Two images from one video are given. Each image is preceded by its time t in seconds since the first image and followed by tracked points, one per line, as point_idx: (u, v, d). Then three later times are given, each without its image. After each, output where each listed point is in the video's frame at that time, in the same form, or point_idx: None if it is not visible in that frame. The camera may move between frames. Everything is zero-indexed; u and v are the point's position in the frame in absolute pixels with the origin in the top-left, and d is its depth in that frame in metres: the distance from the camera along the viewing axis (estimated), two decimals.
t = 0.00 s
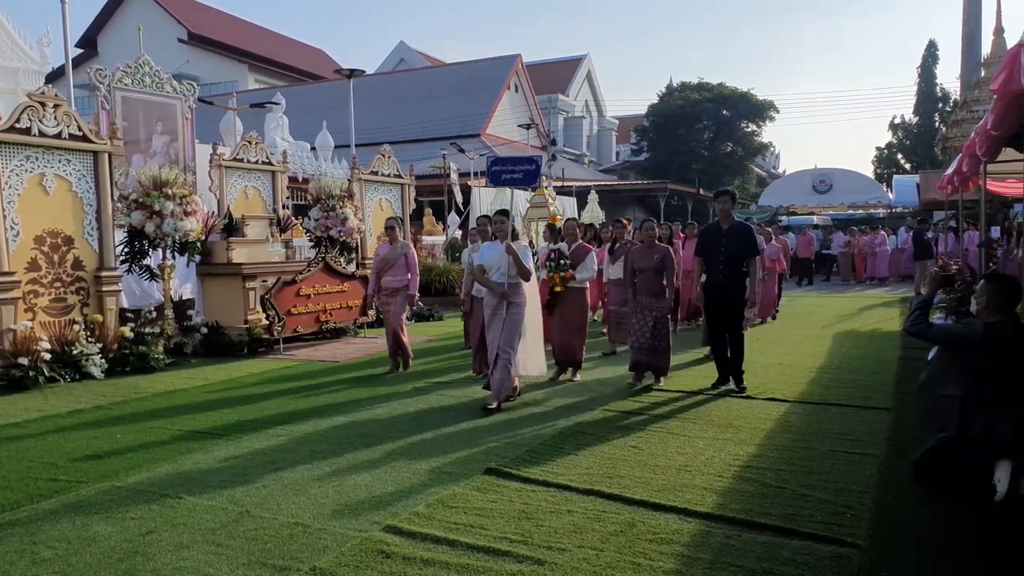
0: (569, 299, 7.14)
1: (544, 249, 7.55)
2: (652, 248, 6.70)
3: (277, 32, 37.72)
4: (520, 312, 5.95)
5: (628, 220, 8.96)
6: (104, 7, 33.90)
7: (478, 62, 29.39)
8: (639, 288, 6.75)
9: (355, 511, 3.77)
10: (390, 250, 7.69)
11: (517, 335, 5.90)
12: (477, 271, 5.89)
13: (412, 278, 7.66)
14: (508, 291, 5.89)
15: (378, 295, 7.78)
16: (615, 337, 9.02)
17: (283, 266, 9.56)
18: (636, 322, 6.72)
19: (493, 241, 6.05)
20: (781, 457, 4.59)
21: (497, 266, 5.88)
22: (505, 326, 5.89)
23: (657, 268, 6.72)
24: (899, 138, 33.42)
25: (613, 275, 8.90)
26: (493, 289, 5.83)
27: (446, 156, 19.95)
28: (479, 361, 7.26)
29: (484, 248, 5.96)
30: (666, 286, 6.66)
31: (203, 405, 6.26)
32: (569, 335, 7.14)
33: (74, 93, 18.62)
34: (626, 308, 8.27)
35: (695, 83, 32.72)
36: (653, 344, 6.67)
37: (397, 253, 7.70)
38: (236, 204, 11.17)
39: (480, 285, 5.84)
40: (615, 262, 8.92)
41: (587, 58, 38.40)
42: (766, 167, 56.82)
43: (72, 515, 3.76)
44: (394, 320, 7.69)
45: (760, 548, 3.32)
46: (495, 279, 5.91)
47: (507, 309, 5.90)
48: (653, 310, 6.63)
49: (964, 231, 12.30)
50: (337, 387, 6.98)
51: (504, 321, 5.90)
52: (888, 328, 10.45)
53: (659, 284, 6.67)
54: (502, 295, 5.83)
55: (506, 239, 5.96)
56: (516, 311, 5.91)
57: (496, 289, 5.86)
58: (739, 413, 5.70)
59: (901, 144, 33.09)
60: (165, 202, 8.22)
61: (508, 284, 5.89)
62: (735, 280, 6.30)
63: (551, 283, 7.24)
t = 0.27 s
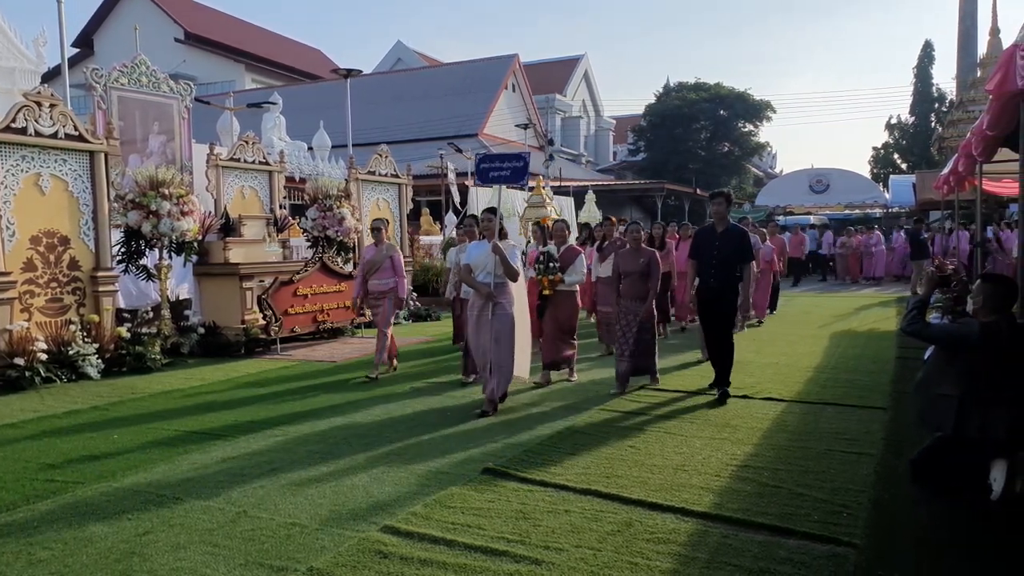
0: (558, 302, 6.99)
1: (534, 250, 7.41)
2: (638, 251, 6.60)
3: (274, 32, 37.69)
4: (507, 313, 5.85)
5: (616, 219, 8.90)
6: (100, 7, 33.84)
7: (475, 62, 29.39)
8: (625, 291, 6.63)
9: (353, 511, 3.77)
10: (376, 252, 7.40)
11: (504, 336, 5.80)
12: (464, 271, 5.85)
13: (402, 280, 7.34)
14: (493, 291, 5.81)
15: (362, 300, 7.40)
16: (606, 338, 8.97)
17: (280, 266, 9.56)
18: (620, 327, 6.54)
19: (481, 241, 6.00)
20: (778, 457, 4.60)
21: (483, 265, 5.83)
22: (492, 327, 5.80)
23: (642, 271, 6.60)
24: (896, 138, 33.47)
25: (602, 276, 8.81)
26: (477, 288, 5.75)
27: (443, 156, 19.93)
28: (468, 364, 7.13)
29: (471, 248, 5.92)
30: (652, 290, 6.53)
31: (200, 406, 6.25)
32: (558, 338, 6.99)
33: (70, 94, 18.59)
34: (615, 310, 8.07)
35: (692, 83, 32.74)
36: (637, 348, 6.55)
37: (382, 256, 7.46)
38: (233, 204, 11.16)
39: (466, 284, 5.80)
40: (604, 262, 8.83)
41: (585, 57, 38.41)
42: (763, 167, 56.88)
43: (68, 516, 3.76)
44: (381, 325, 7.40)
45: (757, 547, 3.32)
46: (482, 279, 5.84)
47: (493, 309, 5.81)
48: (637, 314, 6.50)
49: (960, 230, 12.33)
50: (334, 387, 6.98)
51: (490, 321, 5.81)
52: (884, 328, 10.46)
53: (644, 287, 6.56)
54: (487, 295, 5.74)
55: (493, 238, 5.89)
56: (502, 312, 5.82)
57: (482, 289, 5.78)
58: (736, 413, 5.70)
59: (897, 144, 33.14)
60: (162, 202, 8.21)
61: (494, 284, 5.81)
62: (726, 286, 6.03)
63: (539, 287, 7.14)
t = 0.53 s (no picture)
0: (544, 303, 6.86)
1: (516, 250, 7.27)
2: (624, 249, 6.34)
3: (270, 32, 37.64)
4: (494, 315, 5.68)
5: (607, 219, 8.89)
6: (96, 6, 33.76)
7: (471, 62, 29.38)
8: (608, 291, 6.34)
9: (350, 511, 3.77)
10: (362, 251, 7.23)
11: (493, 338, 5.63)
12: (451, 272, 5.66)
13: (386, 281, 7.22)
14: (482, 292, 5.62)
15: (349, 298, 7.31)
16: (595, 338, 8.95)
17: (276, 266, 9.55)
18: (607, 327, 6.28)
19: (467, 241, 5.83)
20: (774, 456, 4.60)
21: (471, 265, 5.66)
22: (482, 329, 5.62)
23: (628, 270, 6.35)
24: (891, 138, 33.54)
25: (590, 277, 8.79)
26: (466, 288, 5.55)
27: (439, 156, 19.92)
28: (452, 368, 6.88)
29: (457, 248, 5.73)
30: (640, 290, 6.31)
31: (196, 406, 6.24)
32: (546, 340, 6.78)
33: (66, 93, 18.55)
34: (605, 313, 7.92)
35: (688, 83, 32.78)
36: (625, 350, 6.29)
37: (368, 255, 7.25)
38: (229, 204, 11.14)
39: (453, 285, 5.61)
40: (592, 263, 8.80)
41: (581, 57, 38.43)
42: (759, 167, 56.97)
43: (65, 517, 3.75)
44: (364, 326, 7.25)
45: (754, 546, 3.33)
46: (469, 279, 5.66)
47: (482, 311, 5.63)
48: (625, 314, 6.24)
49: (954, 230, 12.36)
50: (331, 387, 6.97)
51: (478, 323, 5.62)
52: (880, 327, 10.48)
53: (631, 287, 6.30)
54: (477, 295, 5.55)
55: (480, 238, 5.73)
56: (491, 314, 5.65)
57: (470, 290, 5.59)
58: (732, 412, 5.71)
59: (892, 144, 33.22)
60: (158, 202, 8.19)
61: (482, 285, 5.64)
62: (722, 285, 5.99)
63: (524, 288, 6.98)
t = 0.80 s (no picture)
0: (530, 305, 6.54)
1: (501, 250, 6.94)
2: (613, 252, 6.02)
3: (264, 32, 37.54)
4: (476, 321, 5.49)
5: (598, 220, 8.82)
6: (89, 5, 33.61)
7: (466, 62, 29.36)
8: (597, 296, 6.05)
9: (344, 513, 3.74)
10: (346, 251, 6.99)
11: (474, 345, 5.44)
12: (432, 277, 5.46)
13: (369, 284, 7.03)
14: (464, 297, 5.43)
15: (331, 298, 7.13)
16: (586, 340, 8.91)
17: (271, 266, 9.52)
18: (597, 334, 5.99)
19: (448, 245, 5.64)
20: (769, 456, 4.59)
21: (454, 269, 5.46)
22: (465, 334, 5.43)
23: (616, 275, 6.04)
24: (885, 138, 33.63)
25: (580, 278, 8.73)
26: (448, 293, 5.36)
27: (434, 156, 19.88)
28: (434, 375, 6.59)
29: (439, 252, 5.54)
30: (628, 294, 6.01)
31: (190, 407, 6.20)
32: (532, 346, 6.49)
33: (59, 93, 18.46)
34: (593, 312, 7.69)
35: (683, 83, 32.81)
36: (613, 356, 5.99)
37: (352, 255, 7.01)
38: (223, 204, 11.09)
39: (435, 290, 5.41)
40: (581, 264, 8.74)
41: (575, 58, 38.43)
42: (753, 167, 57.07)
43: (57, 519, 3.72)
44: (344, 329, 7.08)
45: (749, 546, 3.31)
46: (450, 284, 5.47)
47: (466, 316, 5.44)
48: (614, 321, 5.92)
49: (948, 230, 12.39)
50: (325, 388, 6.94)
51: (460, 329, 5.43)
52: (874, 327, 10.49)
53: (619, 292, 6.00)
54: (460, 300, 5.36)
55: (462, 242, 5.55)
56: (473, 320, 5.45)
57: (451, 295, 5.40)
58: (727, 412, 5.70)
59: (886, 144, 33.31)
60: (151, 202, 8.14)
61: (464, 290, 5.45)
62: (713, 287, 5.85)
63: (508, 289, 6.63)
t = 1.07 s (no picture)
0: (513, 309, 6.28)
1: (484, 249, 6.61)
2: (600, 252, 5.89)
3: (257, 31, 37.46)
4: (457, 321, 5.32)
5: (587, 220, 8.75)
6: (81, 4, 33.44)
7: (460, 62, 29.35)
8: (585, 297, 5.91)
9: (339, 514, 3.74)
10: (327, 254, 6.85)
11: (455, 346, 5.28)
12: (410, 276, 5.31)
13: (351, 286, 6.93)
14: (444, 297, 5.28)
15: (309, 302, 6.95)
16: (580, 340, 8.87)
17: (264, 267, 9.51)
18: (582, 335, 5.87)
19: (426, 242, 5.48)
20: (762, 456, 4.61)
21: (432, 267, 5.30)
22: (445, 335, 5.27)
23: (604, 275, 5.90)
24: (877, 138, 33.77)
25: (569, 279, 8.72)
26: (428, 292, 5.20)
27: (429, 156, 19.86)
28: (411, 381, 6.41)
29: (417, 250, 5.37)
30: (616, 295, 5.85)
31: (183, 408, 6.20)
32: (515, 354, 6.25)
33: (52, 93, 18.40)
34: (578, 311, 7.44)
35: (677, 83, 32.88)
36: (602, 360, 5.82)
37: (332, 257, 6.89)
38: (216, 204, 11.07)
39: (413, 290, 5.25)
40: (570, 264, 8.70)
41: (570, 58, 38.46)
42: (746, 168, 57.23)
43: (48, 521, 3.71)
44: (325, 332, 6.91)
45: (743, 547, 3.32)
46: (430, 283, 5.31)
47: (445, 317, 5.28)
48: (603, 322, 5.80)
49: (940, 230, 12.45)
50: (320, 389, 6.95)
51: (441, 330, 5.25)
52: (867, 327, 10.54)
53: (608, 293, 5.85)
54: (439, 299, 5.21)
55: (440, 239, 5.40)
56: (454, 320, 5.29)
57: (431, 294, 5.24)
58: (720, 412, 5.72)
59: (879, 145, 33.44)
60: (144, 203, 8.12)
61: (443, 289, 5.29)
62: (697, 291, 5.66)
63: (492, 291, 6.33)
